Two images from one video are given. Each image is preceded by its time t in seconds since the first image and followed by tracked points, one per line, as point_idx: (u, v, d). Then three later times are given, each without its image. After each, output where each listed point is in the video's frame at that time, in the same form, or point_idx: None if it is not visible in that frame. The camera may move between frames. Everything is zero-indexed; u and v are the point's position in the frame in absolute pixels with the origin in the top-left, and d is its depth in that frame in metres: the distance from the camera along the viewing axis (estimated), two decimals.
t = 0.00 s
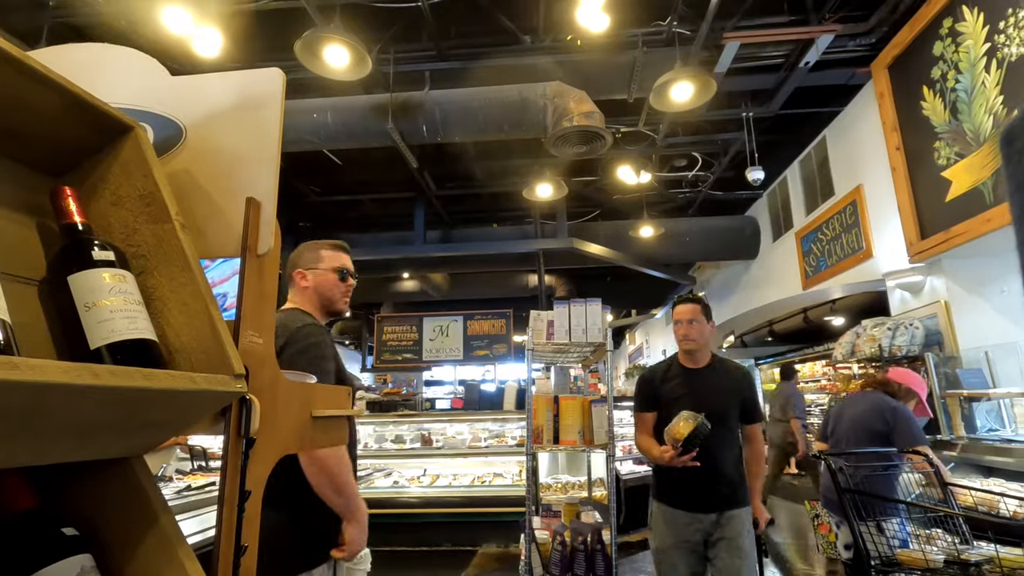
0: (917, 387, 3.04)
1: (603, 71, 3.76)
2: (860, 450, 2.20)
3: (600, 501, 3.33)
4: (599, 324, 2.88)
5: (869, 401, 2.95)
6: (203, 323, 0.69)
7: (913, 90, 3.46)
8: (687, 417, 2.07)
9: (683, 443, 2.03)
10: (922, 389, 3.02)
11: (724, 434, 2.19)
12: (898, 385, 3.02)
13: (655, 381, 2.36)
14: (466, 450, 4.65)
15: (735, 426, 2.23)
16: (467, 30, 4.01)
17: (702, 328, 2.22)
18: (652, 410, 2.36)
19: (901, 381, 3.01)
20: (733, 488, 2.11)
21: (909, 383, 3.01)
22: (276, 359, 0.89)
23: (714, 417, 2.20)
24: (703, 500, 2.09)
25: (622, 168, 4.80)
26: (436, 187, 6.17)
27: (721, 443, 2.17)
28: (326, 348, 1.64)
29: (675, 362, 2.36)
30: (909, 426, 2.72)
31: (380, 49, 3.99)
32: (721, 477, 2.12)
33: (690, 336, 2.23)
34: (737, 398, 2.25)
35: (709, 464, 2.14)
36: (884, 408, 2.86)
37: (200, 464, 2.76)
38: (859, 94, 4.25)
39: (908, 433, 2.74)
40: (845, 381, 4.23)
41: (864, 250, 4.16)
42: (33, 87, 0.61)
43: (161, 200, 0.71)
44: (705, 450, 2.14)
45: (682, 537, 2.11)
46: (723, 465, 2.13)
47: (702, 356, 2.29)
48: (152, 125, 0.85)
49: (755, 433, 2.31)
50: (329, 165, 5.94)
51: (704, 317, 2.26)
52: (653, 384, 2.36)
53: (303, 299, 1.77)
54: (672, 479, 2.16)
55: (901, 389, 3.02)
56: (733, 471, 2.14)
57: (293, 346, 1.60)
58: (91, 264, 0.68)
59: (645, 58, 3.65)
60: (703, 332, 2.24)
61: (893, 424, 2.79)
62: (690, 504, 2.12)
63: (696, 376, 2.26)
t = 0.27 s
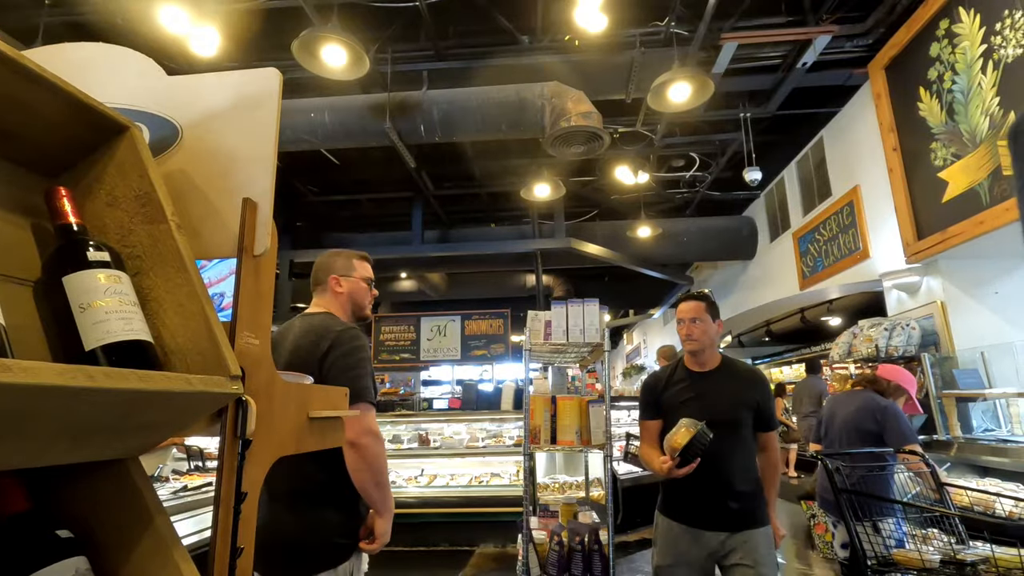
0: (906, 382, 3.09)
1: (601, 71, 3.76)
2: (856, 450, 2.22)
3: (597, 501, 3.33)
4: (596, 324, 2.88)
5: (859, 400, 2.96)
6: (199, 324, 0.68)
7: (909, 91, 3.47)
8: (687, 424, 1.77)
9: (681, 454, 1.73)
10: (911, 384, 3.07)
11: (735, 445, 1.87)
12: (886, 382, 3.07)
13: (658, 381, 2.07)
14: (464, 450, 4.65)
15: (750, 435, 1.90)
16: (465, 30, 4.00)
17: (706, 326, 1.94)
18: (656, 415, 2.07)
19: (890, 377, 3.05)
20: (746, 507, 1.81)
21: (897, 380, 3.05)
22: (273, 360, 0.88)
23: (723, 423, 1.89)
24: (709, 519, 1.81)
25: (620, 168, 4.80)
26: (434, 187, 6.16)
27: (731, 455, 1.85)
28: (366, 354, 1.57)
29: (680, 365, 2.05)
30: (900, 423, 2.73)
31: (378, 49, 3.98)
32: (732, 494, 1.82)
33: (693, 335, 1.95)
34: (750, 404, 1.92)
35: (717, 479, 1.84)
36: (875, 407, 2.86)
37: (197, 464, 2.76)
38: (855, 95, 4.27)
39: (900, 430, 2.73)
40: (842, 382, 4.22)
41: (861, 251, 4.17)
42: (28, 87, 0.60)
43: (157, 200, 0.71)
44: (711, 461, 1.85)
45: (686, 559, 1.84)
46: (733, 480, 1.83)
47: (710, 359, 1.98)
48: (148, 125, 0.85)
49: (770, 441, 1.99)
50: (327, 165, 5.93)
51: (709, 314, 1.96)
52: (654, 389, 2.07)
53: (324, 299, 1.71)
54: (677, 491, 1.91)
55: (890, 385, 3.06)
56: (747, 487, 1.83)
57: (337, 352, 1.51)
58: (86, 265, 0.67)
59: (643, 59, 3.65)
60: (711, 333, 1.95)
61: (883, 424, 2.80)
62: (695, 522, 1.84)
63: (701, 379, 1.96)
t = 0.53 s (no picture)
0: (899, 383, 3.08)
1: (598, 73, 3.76)
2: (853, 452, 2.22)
3: (595, 503, 3.33)
4: (594, 325, 2.89)
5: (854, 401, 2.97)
6: (197, 325, 0.68)
7: (905, 93, 3.48)
8: (692, 422, 1.68)
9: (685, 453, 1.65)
10: (906, 385, 3.05)
11: (752, 443, 1.77)
12: (879, 383, 3.10)
13: (666, 378, 2.00)
14: (461, 451, 4.64)
15: (764, 433, 1.79)
16: (462, 30, 4.00)
17: (708, 316, 1.88)
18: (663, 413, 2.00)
19: (883, 377, 3.06)
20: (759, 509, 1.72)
21: (891, 380, 3.05)
22: (271, 362, 0.88)
23: (735, 419, 1.79)
24: (723, 521, 1.72)
25: (617, 169, 4.81)
26: (431, 188, 6.16)
27: (748, 453, 1.76)
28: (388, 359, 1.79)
29: (688, 359, 1.98)
30: (894, 423, 2.75)
31: (376, 49, 3.98)
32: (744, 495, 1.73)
33: (697, 326, 1.88)
34: (769, 399, 1.81)
35: (733, 479, 1.75)
36: (870, 408, 2.87)
37: (193, 465, 2.75)
38: (852, 97, 4.28)
39: (894, 431, 2.76)
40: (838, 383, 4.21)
41: (858, 252, 4.18)
42: (24, 87, 0.60)
43: (155, 202, 0.71)
44: (720, 461, 1.77)
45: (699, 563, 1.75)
46: (749, 480, 1.74)
47: (719, 352, 1.90)
48: (144, 127, 0.85)
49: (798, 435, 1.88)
50: (324, 165, 5.92)
51: (712, 303, 1.89)
52: (662, 386, 2.00)
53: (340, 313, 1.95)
54: (687, 493, 1.81)
55: (883, 386, 3.07)
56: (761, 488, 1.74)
57: (370, 357, 1.76)
58: (84, 266, 0.67)
59: (641, 60, 3.66)
60: (714, 322, 1.88)
61: (878, 425, 2.82)
62: (708, 525, 1.75)
63: (711, 374, 1.87)
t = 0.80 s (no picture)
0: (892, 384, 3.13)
1: (594, 75, 3.77)
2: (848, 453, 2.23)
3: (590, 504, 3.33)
4: (589, 326, 2.89)
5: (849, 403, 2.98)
6: (192, 326, 0.68)
7: (899, 96, 3.51)
8: (688, 424, 1.64)
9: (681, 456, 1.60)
10: (899, 386, 3.10)
11: (748, 446, 1.72)
12: (873, 384, 3.12)
13: (661, 377, 1.94)
14: (457, 452, 4.64)
15: (762, 436, 1.74)
16: (458, 32, 4.01)
17: (705, 313, 1.81)
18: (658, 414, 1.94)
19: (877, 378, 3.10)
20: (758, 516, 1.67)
21: (885, 381, 3.09)
22: (266, 362, 0.88)
23: (732, 421, 1.74)
24: (721, 528, 1.67)
25: (613, 170, 4.81)
26: (427, 189, 6.16)
27: (742, 458, 1.71)
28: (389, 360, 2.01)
29: (686, 359, 1.92)
30: (888, 424, 2.76)
31: (372, 50, 3.98)
32: (742, 501, 1.68)
33: (693, 323, 1.82)
34: (767, 400, 1.75)
35: (728, 487, 1.70)
36: (865, 410, 2.89)
37: (187, 467, 2.73)
38: (846, 100, 4.31)
39: (888, 432, 2.77)
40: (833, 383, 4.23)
41: (852, 254, 4.20)
42: (19, 86, 0.59)
43: (151, 202, 0.70)
44: (718, 465, 1.71)
45: (694, 575, 1.71)
46: (748, 485, 1.69)
47: (719, 351, 1.84)
48: (140, 127, 0.85)
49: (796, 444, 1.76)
50: (320, 166, 5.91)
51: (709, 299, 1.82)
52: (657, 386, 1.94)
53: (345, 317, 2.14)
54: (684, 497, 1.77)
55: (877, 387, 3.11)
56: (759, 493, 1.69)
57: (376, 358, 1.98)
58: (79, 267, 0.67)
59: (636, 62, 3.67)
60: (712, 320, 1.81)
61: (873, 426, 2.84)
62: (705, 532, 1.70)
63: (709, 373, 1.81)
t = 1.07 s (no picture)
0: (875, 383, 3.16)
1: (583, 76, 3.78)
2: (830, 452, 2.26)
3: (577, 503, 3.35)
4: (577, 326, 2.90)
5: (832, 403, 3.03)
6: (178, 322, 0.67)
7: (882, 100, 3.56)
8: (661, 424, 1.65)
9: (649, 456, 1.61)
10: (881, 384, 3.13)
11: (722, 447, 1.70)
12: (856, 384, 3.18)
13: (640, 377, 1.96)
14: (444, 452, 4.63)
15: (739, 437, 1.70)
16: (448, 30, 3.99)
17: (682, 308, 1.82)
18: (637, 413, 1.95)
19: (859, 378, 3.14)
20: (730, 519, 1.65)
21: (867, 380, 3.13)
22: (252, 360, 0.87)
23: (706, 421, 1.72)
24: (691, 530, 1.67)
25: (601, 171, 4.83)
26: (415, 187, 6.13)
27: (716, 458, 1.69)
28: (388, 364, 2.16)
29: (664, 358, 1.93)
30: (871, 424, 2.80)
31: (360, 47, 3.95)
32: (714, 503, 1.67)
33: (671, 320, 1.83)
34: (743, 399, 1.71)
35: (701, 488, 1.68)
36: (848, 409, 2.94)
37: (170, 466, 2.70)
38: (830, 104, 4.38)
39: (870, 431, 2.82)
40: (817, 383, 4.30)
41: (835, 255, 4.26)
42: None
43: (136, 196, 0.69)
44: (690, 465, 1.71)
45: None
46: (720, 486, 1.67)
47: (698, 349, 1.84)
48: (125, 121, 0.84)
49: (780, 452, 1.67)
50: (307, 163, 5.86)
51: (687, 295, 1.83)
52: (636, 384, 1.97)
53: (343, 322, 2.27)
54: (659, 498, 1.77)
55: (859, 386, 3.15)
56: (733, 495, 1.66)
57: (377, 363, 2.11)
58: (61, 262, 0.66)
59: (625, 63, 3.69)
60: (689, 315, 1.82)
61: (855, 426, 2.88)
62: (678, 534, 1.70)
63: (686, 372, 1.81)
